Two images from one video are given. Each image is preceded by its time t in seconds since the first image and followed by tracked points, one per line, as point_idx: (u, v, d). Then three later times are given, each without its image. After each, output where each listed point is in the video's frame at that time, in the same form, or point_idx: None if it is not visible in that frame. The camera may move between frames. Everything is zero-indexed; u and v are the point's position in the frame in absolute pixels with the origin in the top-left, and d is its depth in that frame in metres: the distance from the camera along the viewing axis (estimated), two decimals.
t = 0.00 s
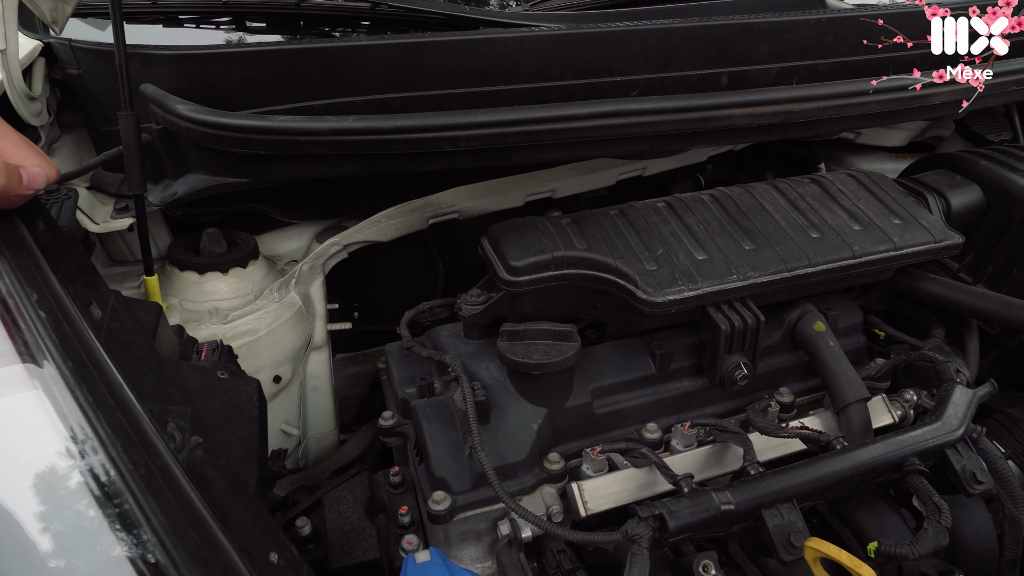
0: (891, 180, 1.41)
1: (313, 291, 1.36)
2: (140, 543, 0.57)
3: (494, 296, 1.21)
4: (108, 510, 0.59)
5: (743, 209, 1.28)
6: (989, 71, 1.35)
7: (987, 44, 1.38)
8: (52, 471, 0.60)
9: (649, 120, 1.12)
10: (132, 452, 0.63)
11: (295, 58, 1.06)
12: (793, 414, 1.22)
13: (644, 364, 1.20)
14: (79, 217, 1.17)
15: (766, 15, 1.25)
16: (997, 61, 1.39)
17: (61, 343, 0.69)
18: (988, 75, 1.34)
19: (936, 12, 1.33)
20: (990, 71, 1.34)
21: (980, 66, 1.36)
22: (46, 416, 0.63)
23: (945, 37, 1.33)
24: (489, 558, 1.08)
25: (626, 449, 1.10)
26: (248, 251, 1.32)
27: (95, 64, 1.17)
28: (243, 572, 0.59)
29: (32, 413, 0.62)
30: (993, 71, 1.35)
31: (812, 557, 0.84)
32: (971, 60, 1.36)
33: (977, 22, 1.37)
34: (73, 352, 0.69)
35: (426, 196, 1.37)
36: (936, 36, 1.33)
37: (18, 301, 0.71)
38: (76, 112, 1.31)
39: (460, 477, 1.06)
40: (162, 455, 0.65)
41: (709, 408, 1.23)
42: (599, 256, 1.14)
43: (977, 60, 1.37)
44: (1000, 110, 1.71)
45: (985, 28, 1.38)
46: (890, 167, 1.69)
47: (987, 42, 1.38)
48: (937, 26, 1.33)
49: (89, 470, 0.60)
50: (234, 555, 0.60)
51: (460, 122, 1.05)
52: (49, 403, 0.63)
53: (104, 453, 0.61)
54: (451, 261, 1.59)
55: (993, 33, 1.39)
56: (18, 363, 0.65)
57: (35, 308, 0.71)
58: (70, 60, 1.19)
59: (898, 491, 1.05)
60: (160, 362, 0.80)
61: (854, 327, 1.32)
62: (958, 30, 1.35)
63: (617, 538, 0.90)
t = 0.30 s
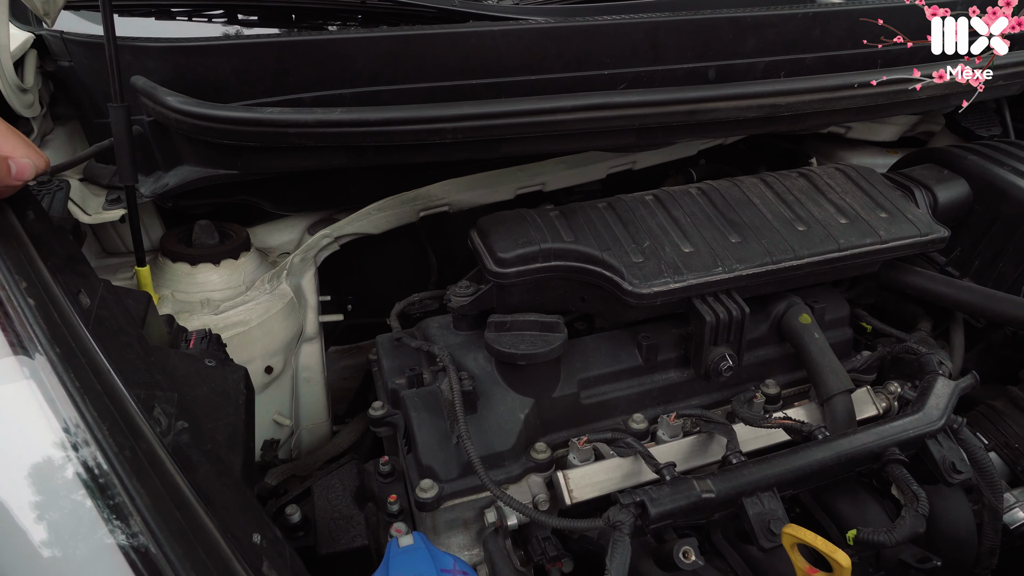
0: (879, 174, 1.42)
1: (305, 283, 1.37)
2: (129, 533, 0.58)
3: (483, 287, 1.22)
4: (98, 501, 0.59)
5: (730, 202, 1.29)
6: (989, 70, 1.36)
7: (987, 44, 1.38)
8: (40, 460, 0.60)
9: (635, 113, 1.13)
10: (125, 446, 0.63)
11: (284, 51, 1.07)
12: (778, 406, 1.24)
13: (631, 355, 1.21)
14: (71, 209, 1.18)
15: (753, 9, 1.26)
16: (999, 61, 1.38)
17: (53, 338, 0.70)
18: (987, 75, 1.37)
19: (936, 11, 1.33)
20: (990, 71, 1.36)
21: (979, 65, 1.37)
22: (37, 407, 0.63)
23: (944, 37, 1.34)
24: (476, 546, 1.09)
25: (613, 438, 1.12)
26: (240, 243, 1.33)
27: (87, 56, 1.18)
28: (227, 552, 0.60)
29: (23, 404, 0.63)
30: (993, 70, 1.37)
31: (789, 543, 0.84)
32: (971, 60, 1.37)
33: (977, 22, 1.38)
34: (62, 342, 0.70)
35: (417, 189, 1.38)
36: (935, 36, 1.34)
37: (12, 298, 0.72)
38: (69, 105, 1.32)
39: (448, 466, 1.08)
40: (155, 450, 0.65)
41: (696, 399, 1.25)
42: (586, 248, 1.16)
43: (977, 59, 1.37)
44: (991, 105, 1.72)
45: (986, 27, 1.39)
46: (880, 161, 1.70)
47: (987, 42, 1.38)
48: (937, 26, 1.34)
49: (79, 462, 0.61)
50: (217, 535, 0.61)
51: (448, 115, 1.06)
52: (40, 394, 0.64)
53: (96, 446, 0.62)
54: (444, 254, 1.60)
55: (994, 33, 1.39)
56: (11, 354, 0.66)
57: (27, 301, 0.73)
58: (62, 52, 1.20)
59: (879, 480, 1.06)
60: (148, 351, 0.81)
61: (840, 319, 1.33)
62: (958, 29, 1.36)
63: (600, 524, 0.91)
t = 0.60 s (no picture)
0: (870, 164, 1.44)
1: (304, 271, 1.39)
2: (137, 511, 0.60)
3: (479, 275, 1.24)
4: (106, 480, 0.61)
5: (722, 191, 1.31)
6: (989, 72, 1.41)
7: (986, 44, 1.39)
8: (52, 443, 0.63)
9: (627, 103, 1.15)
10: (132, 429, 0.65)
11: (282, 41, 1.08)
12: (769, 391, 1.26)
13: (624, 341, 1.23)
14: (74, 196, 1.20)
15: None
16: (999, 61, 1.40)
17: (60, 322, 0.73)
18: (987, 75, 1.42)
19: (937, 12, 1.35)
20: (990, 72, 1.41)
21: (979, 66, 1.41)
22: (48, 392, 0.66)
23: (945, 37, 1.37)
24: (471, 528, 1.11)
25: (605, 422, 1.14)
26: (240, 231, 1.35)
27: (88, 46, 1.19)
28: (228, 523, 0.63)
29: (35, 389, 0.66)
30: (992, 70, 1.41)
31: (775, 520, 0.85)
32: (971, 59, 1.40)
33: (977, 21, 1.40)
34: (66, 324, 0.73)
35: (414, 178, 1.40)
36: (936, 35, 1.37)
37: (20, 283, 0.75)
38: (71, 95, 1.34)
39: (443, 449, 1.10)
40: (160, 431, 0.67)
41: (688, 384, 1.27)
42: (580, 236, 1.18)
43: (977, 60, 1.40)
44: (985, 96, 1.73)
45: (986, 28, 1.40)
46: (874, 152, 1.71)
47: (988, 42, 1.39)
48: (938, 26, 1.36)
49: (89, 444, 0.63)
50: (218, 507, 0.64)
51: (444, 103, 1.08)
52: (51, 380, 0.67)
53: (105, 428, 0.65)
54: (442, 243, 1.62)
55: (994, 33, 1.41)
56: (21, 341, 0.69)
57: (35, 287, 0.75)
58: (64, 42, 1.22)
59: (866, 462, 1.08)
60: (151, 333, 0.83)
61: (831, 307, 1.35)
62: (958, 29, 1.38)
63: (592, 504, 0.94)
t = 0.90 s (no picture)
0: (869, 153, 1.43)
1: (299, 260, 1.39)
2: (126, 502, 0.58)
3: (475, 263, 1.23)
4: (100, 475, 0.59)
5: (719, 179, 1.30)
6: (987, 72, 1.43)
7: (987, 44, 1.40)
8: (41, 433, 0.59)
9: (622, 90, 1.14)
10: (121, 418, 0.64)
11: (274, 26, 1.07)
12: (765, 380, 1.25)
13: (620, 330, 1.22)
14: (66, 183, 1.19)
15: None
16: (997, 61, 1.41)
17: (47, 303, 0.69)
18: (987, 75, 1.46)
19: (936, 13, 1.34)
20: (989, 72, 1.44)
21: (978, 66, 1.43)
22: (35, 378, 0.61)
23: (945, 37, 1.36)
24: (466, 516, 1.11)
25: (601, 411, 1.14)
26: (234, 219, 1.34)
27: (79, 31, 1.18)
28: (215, 509, 0.62)
29: (20, 374, 0.61)
30: (991, 69, 1.44)
31: (769, 509, 0.84)
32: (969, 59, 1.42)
33: (977, 22, 1.39)
34: (55, 305, 0.70)
35: (409, 166, 1.39)
36: (936, 36, 1.36)
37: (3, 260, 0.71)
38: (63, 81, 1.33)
39: (437, 437, 1.09)
40: (150, 421, 0.67)
41: (684, 373, 1.26)
42: (576, 224, 1.17)
43: (976, 61, 1.41)
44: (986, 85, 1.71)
45: (986, 28, 1.39)
46: (873, 141, 1.70)
47: (987, 43, 1.39)
48: (938, 27, 1.35)
49: (81, 437, 0.60)
50: (206, 494, 0.63)
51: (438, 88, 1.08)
52: (37, 365, 0.62)
53: (97, 420, 0.62)
54: (438, 232, 1.61)
55: (994, 33, 1.40)
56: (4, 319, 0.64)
57: (18, 269, 0.71)
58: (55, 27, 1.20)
59: (861, 451, 1.08)
60: (140, 320, 0.82)
61: (828, 297, 1.35)
62: (958, 29, 1.37)
63: (586, 492, 0.93)
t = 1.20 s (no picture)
0: (876, 147, 1.43)
1: (305, 254, 1.39)
2: (135, 492, 0.58)
3: (482, 257, 1.23)
4: (113, 466, 0.59)
5: (727, 173, 1.30)
6: (987, 72, 1.45)
7: (986, 45, 1.39)
8: (52, 421, 0.59)
9: (630, 83, 1.14)
10: (134, 410, 0.63)
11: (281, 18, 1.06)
12: (772, 375, 1.25)
13: (627, 324, 1.22)
14: (73, 176, 1.19)
15: None
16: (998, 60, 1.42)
17: (58, 295, 0.69)
18: (987, 75, 1.48)
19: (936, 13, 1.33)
20: (990, 71, 1.46)
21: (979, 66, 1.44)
22: (46, 368, 0.60)
23: (944, 36, 1.36)
24: (473, 510, 1.11)
25: (608, 405, 1.14)
26: (240, 213, 1.34)
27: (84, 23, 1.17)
28: (229, 503, 0.63)
29: (30, 361, 0.60)
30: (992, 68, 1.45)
31: (779, 503, 0.85)
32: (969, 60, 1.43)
33: (977, 21, 1.37)
34: (65, 296, 0.70)
35: (416, 159, 1.39)
36: (935, 35, 1.35)
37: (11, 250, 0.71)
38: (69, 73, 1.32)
39: (445, 431, 1.10)
40: (162, 413, 0.66)
41: (691, 368, 1.27)
42: (583, 218, 1.16)
43: (975, 61, 1.42)
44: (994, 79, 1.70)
45: (986, 28, 1.38)
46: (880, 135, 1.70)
47: (986, 42, 1.39)
48: (937, 27, 1.35)
49: (92, 426, 0.60)
50: (219, 487, 0.63)
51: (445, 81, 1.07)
52: (48, 353, 0.61)
53: (108, 410, 0.61)
54: (444, 226, 1.60)
55: (994, 33, 1.39)
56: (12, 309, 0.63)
57: (27, 257, 0.70)
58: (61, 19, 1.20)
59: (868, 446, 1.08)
60: (151, 313, 0.82)
61: (835, 291, 1.35)
62: (958, 29, 1.36)
63: (595, 487, 0.93)
